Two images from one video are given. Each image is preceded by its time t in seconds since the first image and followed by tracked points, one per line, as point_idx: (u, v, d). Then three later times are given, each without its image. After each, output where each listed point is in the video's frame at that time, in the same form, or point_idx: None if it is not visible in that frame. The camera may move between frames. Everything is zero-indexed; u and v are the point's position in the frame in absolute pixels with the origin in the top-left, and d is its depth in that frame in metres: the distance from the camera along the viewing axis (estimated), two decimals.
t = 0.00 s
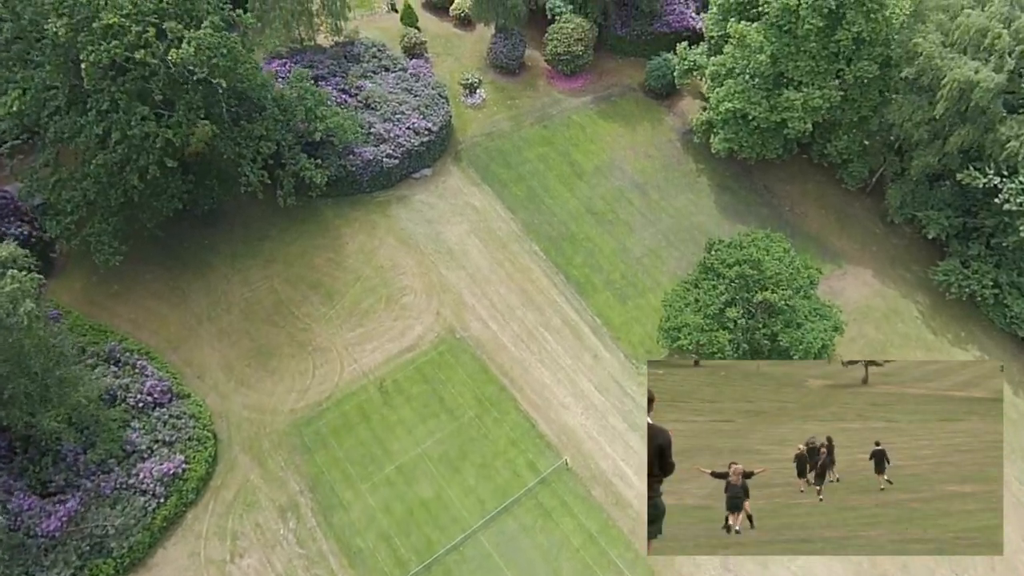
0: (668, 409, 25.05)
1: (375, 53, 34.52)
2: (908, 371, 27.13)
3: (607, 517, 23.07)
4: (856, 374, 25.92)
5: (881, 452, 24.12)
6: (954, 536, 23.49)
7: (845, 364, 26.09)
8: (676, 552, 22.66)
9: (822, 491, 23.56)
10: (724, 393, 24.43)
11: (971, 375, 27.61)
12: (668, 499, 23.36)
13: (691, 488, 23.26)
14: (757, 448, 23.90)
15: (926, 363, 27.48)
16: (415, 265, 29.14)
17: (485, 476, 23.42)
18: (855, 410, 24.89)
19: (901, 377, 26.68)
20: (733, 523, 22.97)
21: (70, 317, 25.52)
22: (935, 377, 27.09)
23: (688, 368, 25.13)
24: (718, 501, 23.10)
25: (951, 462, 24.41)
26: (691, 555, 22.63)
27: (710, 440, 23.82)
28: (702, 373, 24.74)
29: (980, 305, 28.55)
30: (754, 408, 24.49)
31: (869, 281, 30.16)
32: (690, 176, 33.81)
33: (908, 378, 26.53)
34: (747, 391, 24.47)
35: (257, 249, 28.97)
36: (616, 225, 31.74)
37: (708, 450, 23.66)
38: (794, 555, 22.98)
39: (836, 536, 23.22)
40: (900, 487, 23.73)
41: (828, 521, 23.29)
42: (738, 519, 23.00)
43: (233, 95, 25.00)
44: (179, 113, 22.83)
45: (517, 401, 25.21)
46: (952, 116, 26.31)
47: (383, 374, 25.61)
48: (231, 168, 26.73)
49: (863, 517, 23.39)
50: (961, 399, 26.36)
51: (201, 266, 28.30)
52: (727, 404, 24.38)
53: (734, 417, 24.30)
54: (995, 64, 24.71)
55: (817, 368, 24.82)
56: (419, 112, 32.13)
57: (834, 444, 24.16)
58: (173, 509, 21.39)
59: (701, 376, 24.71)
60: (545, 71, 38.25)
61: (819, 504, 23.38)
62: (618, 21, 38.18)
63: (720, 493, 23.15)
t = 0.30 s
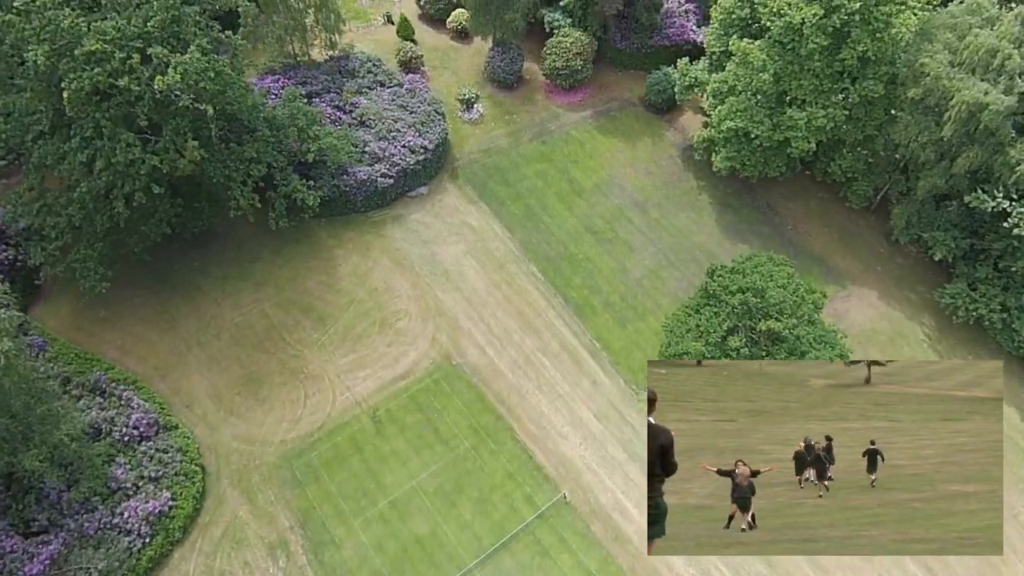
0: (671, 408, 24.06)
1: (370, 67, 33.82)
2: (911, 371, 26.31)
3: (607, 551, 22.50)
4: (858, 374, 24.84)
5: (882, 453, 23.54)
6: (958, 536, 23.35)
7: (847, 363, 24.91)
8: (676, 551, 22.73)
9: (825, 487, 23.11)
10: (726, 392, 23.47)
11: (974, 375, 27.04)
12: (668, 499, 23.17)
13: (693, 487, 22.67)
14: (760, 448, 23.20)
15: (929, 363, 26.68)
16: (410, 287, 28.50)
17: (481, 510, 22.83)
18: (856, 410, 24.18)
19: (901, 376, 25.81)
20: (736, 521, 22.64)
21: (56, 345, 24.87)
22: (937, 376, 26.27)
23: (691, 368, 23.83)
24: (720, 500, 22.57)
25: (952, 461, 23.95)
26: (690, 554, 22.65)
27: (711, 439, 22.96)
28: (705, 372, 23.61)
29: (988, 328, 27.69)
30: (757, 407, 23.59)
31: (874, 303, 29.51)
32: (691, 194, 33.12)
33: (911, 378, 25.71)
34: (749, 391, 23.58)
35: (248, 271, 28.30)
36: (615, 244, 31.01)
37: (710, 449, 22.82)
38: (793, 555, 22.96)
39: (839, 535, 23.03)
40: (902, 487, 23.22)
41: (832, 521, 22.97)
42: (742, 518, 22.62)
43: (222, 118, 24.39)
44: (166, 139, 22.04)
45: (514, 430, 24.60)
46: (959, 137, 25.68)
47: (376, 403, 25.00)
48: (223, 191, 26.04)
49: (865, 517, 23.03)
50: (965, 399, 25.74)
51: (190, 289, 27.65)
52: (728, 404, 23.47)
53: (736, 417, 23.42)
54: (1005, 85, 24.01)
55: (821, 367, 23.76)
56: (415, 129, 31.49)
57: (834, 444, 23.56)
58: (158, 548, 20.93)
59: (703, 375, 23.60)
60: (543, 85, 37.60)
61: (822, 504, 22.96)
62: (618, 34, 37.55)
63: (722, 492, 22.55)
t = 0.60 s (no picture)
0: (678, 408, 24.00)
1: (365, 81, 33.16)
2: (917, 370, 25.97)
3: None
4: (864, 374, 24.67)
5: (888, 452, 23.15)
6: (964, 538, 22.87)
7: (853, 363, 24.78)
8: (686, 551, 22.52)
9: (827, 482, 22.85)
10: (732, 392, 23.29)
11: (980, 375, 26.76)
12: (674, 499, 23.04)
13: (700, 486, 22.52)
14: (766, 447, 22.97)
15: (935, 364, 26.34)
16: (406, 309, 27.85)
17: (478, 545, 22.18)
18: (862, 409, 23.86)
19: (907, 376, 25.47)
20: (743, 520, 22.51)
21: (42, 373, 24.21)
22: (944, 377, 25.98)
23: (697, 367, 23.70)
24: (727, 499, 22.47)
25: (960, 460, 23.67)
26: (700, 555, 22.46)
27: (717, 439, 22.91)
28: (711, 372, 23.49)
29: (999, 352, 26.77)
30: (764, 406, 23.34)
31: (881, 325, 28.84)
32: (692, 211, 32.39)
33: (915, 378, 25.40)
34: (755, 390, 23.34)
35: (240, 294, 27.61)
36: (616, 263, 30.31)
37: (715, 449, 22.75)
38: (798, 555, 22.63)
39: (845, 535, 22.71)
40: (908, 486, 22.82)
41: (838, 520, 22.68)
42: (753, 515, 22.43)
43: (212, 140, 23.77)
44: (153, 163, 21.42)
45: (512, 461, 23.96)
46: (968, 158, 25.02)
47: (371, 432, 24.34)
48: (214, 213, 25.43)
49: (871, 516, 22.65)
50: (972, 399, 25.53)
51: (180, 313, 26.97)
52: (734, 404, 23.32)
53: (742, 417, 23.30)
54: (1015, 105, 23.34)
55: (826, 366, 23.52)
56: (411, 146, 30.85)
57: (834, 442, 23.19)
58: None
59: (709, 375, 23.50)
60: (541, 98, 36.96)
61: (827, 503, 22.69)
62: (617, 47, 36.87)
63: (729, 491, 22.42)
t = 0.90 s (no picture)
0: (686, 407, 22.31)
1: (361, 95, 32.48)
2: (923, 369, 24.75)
3: None
4: (872, 373, 23.91)
5: (895, 452, 22.49)
6: (971, 537, 22.67)
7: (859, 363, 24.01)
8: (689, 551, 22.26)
9: (828, 480, 22.14)
10: (740, 392, 22.44)
11: (987, 376, 25.72)
12: (683, 497, 22.25)
13: (707, 486, 21.54)
14: (774, 448, 22.08)
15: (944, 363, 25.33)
16: (401, 332, 27.15)
17: None
18: (870, 410, 22.99)
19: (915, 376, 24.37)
20: (753, 519, 21.86)
21: (27, 401, 23.57)
22: (952, 376, 25.03)
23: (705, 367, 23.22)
24: (734, 499, 21.71)
25: (965, 462, 23.02)
26: (704, 554, 22.08)
27: (726, 439, 21.79)
28: (719, 371, 22.86)
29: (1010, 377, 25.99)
30: (772, 406, 22.38)
31: (889, 346, 28.15)
32: (694, 228, 31.66)
33: (924, 377, 24.29)
34: (762, 390, 22.45)
35: (231, 317, 26.92)
36: (616, 282, 29.60)
37: (724, 449, 21.69)
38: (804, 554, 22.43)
39: (852, 535, 22.26)
40: (915, 486, 22.22)
41: (845, 520, 22.15)
42: (760, 514, 21.80)
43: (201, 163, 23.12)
44: (139, 188, 20.79)
45: (510, 491, 23.31)
46: (979, 178, 24.31)
47: (364, 462, 23.68)
48: (203, 236, 24.78)
49: (879, 516, 22.09)
50: (978, 399, 24.51)
51: (169, 337, 26.29)
52: (742, 403, 22.35)
53: (750, 417, 22.23)
54: None
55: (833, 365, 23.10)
56: (407, 162, 30.18)
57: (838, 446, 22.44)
58: None
59: (717, 375, 22.75)
60: (540, 111, 36.28)
61: (834, 503, 22.09)
62: (618, 58, 36.16)
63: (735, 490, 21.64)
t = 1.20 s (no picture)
0: (691, 407, 23.02)
1: (356, 108, 31.78)
2: (929, 370, 25.41)
3: None
4: (879, 374, 24.39)
5: (902, 452, 22.60)
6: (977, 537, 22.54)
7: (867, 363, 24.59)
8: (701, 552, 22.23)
9: (831, 479, 22.33)
10: (747, 392, 22.92)
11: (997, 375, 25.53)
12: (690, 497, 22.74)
13: (716, 487, 21.92)
14: (780, 448, 22.43)
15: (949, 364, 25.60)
16: (396, 353, 26.45)
17: None
18: (877, 409, 23.29)
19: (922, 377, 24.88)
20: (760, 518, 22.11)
21: (11, 429, 22.94)
22: (957, 377, 25.28)
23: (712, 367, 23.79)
24: (742, 499, 22.02)
25: (974, 461, 23.35)
26: (712, 554, 22.20)
27: (732, 439, 22.25)
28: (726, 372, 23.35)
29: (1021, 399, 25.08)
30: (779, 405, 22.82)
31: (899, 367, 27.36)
32: (696, 244, 30.91)
33: (929, 378, 24.77)
34: (769, 390, 22.81)
35: (221, 339, 26.19)
36: (617, 300, 28.86)
37: (731, 449, 22.10)
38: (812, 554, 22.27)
39: (859, 536, 22.27)
40: (923, 486, 22.26)
41: (851, 520, 22.24)
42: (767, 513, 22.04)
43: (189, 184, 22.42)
44: (123, 213, 20.05)
45: (509, 522, 22.64)
46: (991, 197, 23.64)
47: (358, 492, 23.01)
48: (192, 258, 24.08)
49: (885, 517, 22.13)
50: (986, 399, 24.82)
51: (157, 360, 25.56)
52: (749, 403, 22.83)
53: (756, 417, 22.66)
54: None
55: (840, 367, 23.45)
56: (403, 178, 29.48)
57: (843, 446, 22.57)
58: None
59: (724, 375, 23.33)
60: (539, 123, 35.62)
61: (841, 503, 22.19)
62: (618, 69, 35.47)
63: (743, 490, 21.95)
